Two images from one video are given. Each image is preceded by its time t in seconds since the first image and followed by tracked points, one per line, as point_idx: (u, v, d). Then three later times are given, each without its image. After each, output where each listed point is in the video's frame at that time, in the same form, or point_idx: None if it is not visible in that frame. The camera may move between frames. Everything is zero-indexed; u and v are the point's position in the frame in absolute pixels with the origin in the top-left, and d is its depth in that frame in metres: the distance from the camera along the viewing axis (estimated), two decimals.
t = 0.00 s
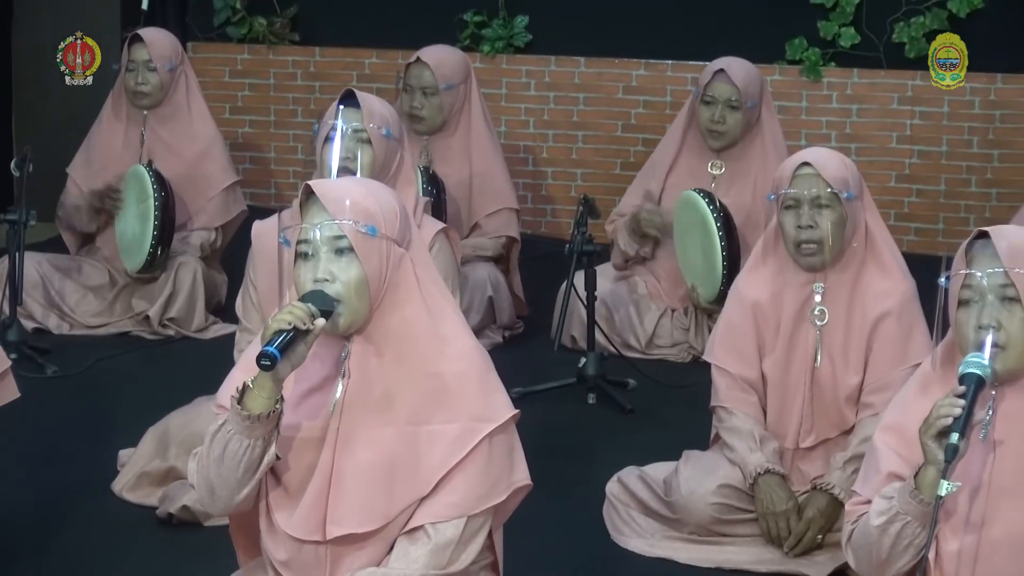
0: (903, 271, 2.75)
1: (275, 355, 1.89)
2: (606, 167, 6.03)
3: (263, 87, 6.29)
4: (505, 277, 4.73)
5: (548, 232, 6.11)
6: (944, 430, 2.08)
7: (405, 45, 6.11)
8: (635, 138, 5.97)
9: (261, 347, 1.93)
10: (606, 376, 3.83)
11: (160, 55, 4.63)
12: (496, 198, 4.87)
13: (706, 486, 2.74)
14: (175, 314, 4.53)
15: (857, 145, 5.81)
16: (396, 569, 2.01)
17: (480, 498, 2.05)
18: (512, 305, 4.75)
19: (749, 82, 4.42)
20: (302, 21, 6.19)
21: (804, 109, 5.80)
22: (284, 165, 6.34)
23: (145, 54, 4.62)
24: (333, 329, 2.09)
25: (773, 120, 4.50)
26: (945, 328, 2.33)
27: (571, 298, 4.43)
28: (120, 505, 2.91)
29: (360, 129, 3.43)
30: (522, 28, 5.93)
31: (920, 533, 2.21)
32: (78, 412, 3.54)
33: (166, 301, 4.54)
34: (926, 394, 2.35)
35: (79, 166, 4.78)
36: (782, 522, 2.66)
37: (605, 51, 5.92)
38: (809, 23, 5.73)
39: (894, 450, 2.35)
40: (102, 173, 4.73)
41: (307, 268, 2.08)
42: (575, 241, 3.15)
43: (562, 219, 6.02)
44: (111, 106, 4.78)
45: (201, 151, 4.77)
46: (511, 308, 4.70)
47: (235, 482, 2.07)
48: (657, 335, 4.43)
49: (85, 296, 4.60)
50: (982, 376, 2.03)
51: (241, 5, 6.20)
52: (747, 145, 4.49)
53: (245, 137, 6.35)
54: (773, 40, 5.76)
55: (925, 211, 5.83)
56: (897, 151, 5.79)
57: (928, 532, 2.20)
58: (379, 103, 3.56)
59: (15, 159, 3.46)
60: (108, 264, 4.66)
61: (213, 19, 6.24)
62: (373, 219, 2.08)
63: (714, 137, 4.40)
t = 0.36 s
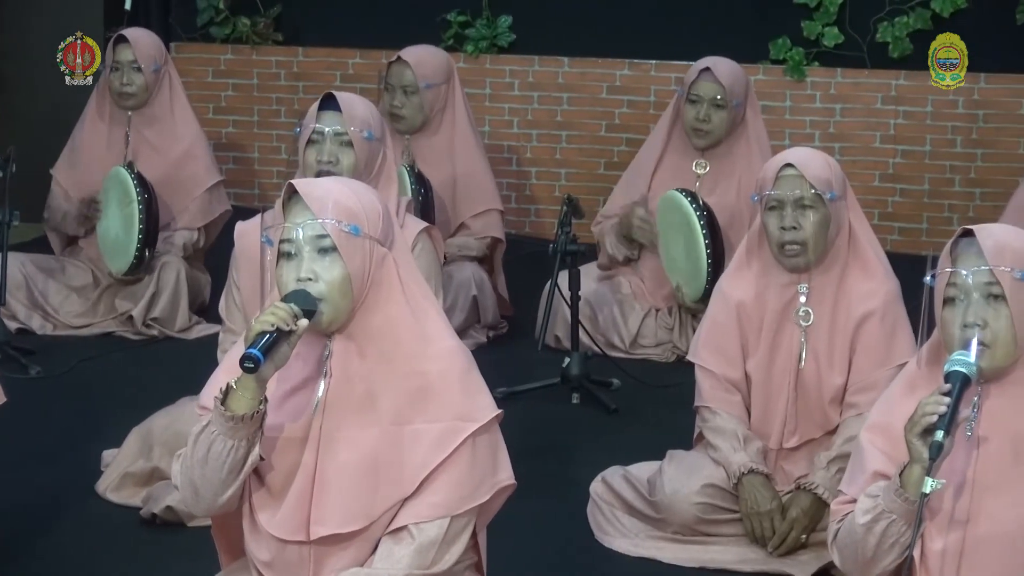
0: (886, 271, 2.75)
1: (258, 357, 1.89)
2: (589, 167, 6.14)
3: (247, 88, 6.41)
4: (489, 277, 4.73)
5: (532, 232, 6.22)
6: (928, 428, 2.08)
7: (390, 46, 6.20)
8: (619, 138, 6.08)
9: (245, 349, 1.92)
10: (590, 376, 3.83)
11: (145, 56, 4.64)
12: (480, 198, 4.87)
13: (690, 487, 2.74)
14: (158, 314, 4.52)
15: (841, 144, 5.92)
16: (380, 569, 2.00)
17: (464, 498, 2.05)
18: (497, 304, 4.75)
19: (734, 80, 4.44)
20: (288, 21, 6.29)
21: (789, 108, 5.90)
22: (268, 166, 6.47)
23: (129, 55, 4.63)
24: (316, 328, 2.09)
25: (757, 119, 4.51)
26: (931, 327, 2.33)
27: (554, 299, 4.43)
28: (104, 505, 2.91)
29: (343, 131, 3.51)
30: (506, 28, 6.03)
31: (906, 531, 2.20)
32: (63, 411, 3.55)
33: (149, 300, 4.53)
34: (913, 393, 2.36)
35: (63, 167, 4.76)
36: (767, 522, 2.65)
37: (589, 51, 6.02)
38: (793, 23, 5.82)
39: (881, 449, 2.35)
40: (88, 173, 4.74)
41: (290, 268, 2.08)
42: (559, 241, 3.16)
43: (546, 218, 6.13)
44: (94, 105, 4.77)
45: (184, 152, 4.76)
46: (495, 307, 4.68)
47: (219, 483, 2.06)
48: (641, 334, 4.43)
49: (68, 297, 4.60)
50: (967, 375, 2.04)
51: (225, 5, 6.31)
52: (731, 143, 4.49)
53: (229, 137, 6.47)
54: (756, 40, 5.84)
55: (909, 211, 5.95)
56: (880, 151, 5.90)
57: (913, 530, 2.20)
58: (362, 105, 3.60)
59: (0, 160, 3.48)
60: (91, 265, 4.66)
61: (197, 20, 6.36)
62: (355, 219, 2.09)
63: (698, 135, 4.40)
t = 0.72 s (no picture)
0: (872, 270, 2.75)
1: (247, 356, 1.89)
2: (574, 167, 6.17)
3: (233, 88, 6.44)
4: (473, 275, 4.73)
5: (517, 232, 6.25)
6: (914, 428, 2.07)
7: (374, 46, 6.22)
8: (604, 138, 6.10)
9: (234, 348, 1.93)
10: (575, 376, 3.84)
11: (131, 56, 4.65)
12: (462, 192, 4.89)
13: (676, 486, 2.74)
14: (144, 314, 4.53)
15: (826, 144, 5.94)
16: (366, 569, 2.01)
17: (453, 499, 2.06)
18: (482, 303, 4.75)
19: (721, 80, 4.45)
20: (271, 21, 6.31)
21: (773, 108, 5.92)
22: (254, 166, 6.50)
23: (115, 56, 4.63)
24: (306, 327, 2.11)
25: (743, 117, 4.52)
26: (918, 325, 2.34)
27: (540, 298, 4.42)
28: (90, 506, 2.91)
29: (333, 131, 3.50)
30: (491, 28, 6.05)
31: (891, 531, 2.20)
32: (50, 411, 3.55)
33: (135, 301, 4.54)
34: (899, 392, 2.35)
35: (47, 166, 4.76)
36: (752, 521, 2.65)
37: (574, 51, 6.04)
38: (778, 24, 5.83)
39: (866, 448, 2.35)
40: (74, 173, 4.73)
41: (280, 267, 2.09)
42: (545, 241, 3.15)
43: (530, 219, 6.17)
44: (79, 104, 4.78)
45: (169, 152, 4.77)
46: (480, 307, 4.70)
47: (205, 480, 2.06)
48: (626, 334, 4.44)
49: (54, 297, 4.61)
50: (952, 375, 2.04)
51: (210, 5, 6.34)
52: (717, 143, 4.51)
53: (214, 137, 6.51)
54: (742, 41, 5.85)
55: (894, 210, 5.98)
56: (865, 150, 5.94)
57: (898, 529, 2.19)
58: (351, 103, 3.62)
59: None
60: (76, 265, 4.65)
61: (183, 20, 6.40)
62: (346, 219, 2.11)
63: (685, 133, 4.41)
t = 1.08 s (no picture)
0: (856, 269, 2.76)
1: (231, 357, 1.89)
2: (560, 167, 6.19)
3: (218, 88, 6.43)
4: (459, 275, 4.70)
5: (502, 232, 6.28)
6: (896, 428, 2.07)
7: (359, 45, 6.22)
8: (590, 137, 6.12)
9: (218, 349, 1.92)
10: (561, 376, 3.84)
11: (116, 57, 4.64)
12: (448, 191, 4.85)
13: (661, 486, 2.73)
14: (129, 314, 4.53)
15: (812, 143, 5.96)
16: (352, 569, 2.01)
17: (437, 499, 2.06)
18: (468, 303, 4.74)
19: (706, 81, 4.46)
20: (256, 21, 6.30)
21: (759, 108, 5.95)
22: (239, 166, 6.51)
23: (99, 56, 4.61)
24: (290, 329, 2.10)
25: (729, 118, 4.53)
26: (901, 329, 2.36)
27: (526, 299, 4.39)
28: (76, 507, 2.91)
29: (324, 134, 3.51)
30: (477, 28, 6.05)
31: (875, 531, 2.20)
32: (36, 412, 3.55)
33: (120, 302, 4.53)
34: (882, 393, 2.35)
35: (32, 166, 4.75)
36: (738, 521, 2.65)
37: (559, 51, 6.05)
38: (763, 24, 5.82)
39: (849, 449, 2.35)
40: (59, 173, 4.72)
41: (265, 268, 2.09)
42: (530, 241, 3.15)
43: (516, 219, 6.20)
44: (65, 105, 4.76)
45: (156, 152, 4.77)
46: (466, 308, 4.67)
47: (190, 481, 2.06)
48: (612, 334, 4.43)
49: (39, 297, 4.61)
50: (934, 375, 2.04)
51: (196, 6, 6.31)
52: (703, 144, 4.52)
53: (199, 138, 6.50)
54: (728, 42, 5.86)
55: (880, 210, 6.01)
56: (851, 149, 5.95)
57: (882, 530, 2.20)
58: (342, 104, 3.60)
59: None
60: (62, 265, 4.65)
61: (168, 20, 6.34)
62: (330, 220, 2.11)
63: (671, 135, 4.42)
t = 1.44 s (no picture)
0: (840, 268, 2.76)
1: (213, 356, 1.88)
2: (545, 167, 6.19)
3: (203, 89, 6.43)
4: (444, 277, 4.73)
5: (487, 232, 6.28)
6: (876, 429, 2.08)
7: (345, 45, 6.23)
8: (575, 138, 6.12)
9: (200, 348, 1.92)
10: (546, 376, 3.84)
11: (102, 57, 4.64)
12: (433, 195, 4.87)
13: (646, 485, 2.74)
14: (113, 315, 4.52)
15: (796, 143, 5.98)
16: (337, 570, 2.01)
17: (422, 499, 2.07)
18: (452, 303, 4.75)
19: (689, 81, 4.47)
20: (241, 21, 6.32)
21: (744, 108, 5.97)
22: (224, 166, 6.49)
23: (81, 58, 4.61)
24: (273, 327, 2.10)
25: (712, 118, 4.55)
26: (880, 330, 2.36)
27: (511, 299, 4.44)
28: (60, 507, 2.91)
29: (313, 132, 3.50)
30: (462, 28, 6.06)
31: (858, 532, 2.20)
32: (20, 413, 3.55)
33: (104, 302, 4.53)
34: (863, 394, 2.36)
35: (16, 166, 4.75)
36: (723, 520, 2.66)
37: (544, 51, 6.07)
38: (749, 24, 5.88)
39: (832, 451, 2.36)
40: (44, 172, 4.73)
41: (247, 268, 2.09)
42: (515, 241, 3.16)
43: (502, 219, 6.20)
44: (50, 105, 4.76)
45: (141, 152, 4.77)
46: (451, 308, 4.68)
47: (174, 480, 2.06)
48: (597, 334, 4.42)
49: (24, 298, 4.60)
50: (915, 376, 2.04)
51: (181, 6, 6.32)
52: (686, 145, 4.53)
53: (184, 138, 6.50)
54: (712, 40, 5.91)
55: (865, 209, 6.03)
56: (836, 149, 5.98)
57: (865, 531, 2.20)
58: (331, 104, 3.62)
59: None
60: (46, 266, 4.66)
61: (153, 20, 6.35)
62: (313, 219, 2.11)
63: (653, 136, 4.44)
